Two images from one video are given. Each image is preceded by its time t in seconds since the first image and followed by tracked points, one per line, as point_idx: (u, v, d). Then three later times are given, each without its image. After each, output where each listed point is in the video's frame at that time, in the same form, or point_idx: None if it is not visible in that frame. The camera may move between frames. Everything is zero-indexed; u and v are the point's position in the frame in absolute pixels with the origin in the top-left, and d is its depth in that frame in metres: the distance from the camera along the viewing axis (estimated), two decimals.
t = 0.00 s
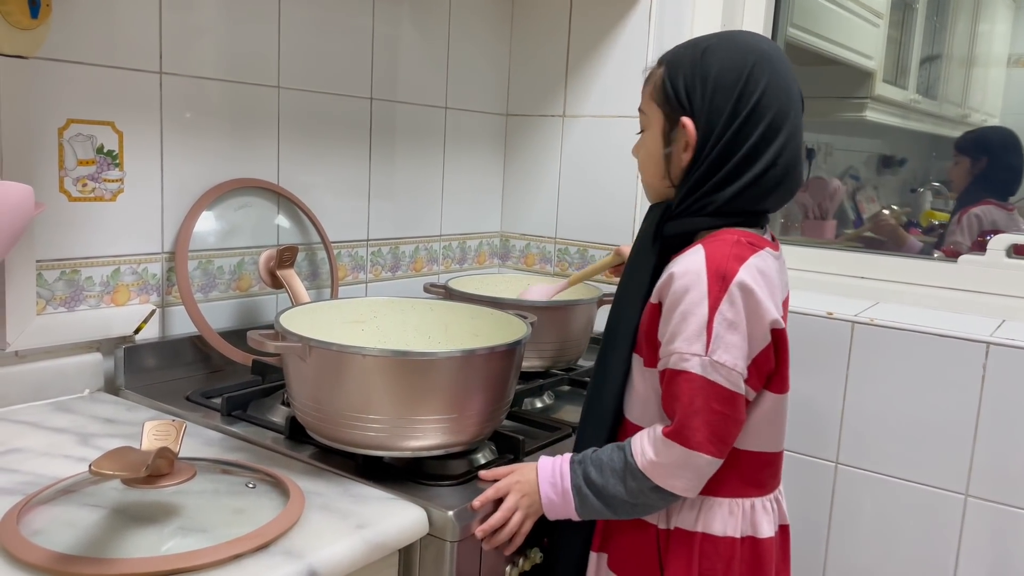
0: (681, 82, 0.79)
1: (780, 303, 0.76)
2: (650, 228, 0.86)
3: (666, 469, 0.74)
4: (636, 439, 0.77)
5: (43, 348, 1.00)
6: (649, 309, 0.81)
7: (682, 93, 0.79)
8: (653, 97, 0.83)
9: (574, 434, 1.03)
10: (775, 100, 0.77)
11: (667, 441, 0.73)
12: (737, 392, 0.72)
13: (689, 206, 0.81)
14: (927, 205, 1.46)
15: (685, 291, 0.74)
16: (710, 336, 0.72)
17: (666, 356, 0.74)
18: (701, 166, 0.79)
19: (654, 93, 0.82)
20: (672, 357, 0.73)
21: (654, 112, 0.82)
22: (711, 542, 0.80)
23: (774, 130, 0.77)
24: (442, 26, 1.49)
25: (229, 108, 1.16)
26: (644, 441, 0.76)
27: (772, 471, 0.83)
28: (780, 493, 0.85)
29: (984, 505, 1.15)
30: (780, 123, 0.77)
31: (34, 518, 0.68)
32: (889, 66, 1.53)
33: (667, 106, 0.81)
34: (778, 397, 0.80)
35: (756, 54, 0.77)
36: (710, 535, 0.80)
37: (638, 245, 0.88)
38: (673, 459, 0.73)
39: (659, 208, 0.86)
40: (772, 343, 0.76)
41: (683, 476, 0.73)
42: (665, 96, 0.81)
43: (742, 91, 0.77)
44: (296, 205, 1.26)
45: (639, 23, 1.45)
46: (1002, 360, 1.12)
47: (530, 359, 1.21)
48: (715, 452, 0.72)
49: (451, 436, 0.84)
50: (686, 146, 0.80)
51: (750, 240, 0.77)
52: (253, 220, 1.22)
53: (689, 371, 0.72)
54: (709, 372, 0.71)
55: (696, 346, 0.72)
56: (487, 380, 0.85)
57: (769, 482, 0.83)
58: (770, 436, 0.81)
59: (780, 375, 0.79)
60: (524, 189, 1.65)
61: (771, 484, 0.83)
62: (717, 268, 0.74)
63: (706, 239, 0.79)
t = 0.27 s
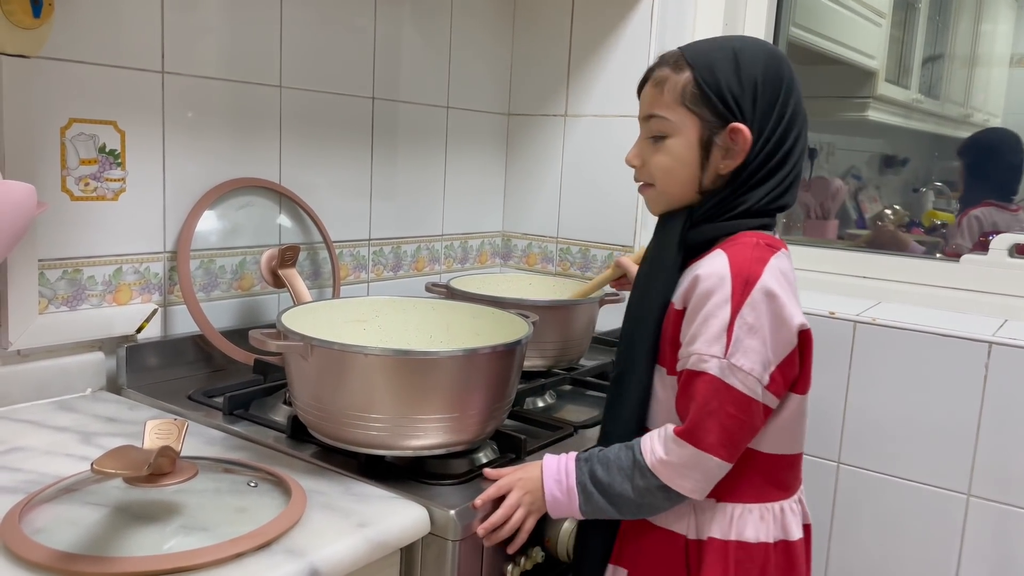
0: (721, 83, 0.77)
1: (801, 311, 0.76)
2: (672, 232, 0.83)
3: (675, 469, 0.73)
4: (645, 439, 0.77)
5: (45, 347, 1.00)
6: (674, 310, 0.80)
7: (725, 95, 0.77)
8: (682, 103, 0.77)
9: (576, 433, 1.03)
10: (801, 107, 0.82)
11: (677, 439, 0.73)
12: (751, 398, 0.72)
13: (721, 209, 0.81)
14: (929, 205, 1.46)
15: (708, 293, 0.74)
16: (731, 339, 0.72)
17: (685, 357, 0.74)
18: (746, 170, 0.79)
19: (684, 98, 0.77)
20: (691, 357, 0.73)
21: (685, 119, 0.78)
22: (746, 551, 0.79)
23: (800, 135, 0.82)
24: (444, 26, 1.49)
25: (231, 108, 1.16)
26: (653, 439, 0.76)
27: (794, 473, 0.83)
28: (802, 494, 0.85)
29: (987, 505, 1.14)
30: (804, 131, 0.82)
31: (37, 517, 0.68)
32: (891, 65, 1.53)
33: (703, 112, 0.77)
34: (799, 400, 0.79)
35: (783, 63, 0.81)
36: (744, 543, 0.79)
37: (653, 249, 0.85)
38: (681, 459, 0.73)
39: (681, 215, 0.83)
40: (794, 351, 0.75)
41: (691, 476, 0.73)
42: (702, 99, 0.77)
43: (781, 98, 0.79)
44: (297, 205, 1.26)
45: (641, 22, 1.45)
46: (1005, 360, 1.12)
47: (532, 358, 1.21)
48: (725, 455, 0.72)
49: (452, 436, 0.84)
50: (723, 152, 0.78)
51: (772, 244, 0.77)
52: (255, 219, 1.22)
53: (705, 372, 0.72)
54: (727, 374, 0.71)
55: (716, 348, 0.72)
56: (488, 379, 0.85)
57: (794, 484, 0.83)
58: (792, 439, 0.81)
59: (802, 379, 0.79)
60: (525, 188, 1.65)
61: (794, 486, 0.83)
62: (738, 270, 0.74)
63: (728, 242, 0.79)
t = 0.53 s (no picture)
0: (734, 90, 0.76)
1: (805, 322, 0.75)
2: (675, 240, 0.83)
3: (679, 487, 0.74)
4: (648, 455, 0.77)
5: (51, 346, 1.00)
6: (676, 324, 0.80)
7: (737, 102, 0.76)
8: (690, 106, 0.76)
9: (579, 432, 1.03)
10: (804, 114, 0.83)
11: (681, 459, 0.73)
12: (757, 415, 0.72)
13: (725, 216, 0.81)
14: (932, 205, 1.46)
15: (712, 310, 0.74)
16: (734, 356, 0.71)
17: (689, 374, 0.74)
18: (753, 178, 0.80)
19: (693, 102, 0.76)
20: (695, 375, 0.73)
21: (694, 123, 0.76)
22: (764, 564, 0.79)
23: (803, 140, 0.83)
24: (447, 26, 1.49)
25: (236, 108, 1.17)
26: (658, 457, 0.76)
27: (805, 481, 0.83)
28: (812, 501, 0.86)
29: (989, 505, 1.15)
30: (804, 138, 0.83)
31: (45, 514, 0.68)
32: (893, 66, 1.53)
33: (712, 117, 0.76)
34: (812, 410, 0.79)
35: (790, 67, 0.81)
36: (761, 556, 0.79)
37: (656, 255, 0.84)
38: (686, 477, 0.73)
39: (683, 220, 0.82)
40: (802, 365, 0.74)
41: (695, 493, 0.73)
42: (713, 104, 0.76)
43: (788, 105, 0.80)
44: (302, 205, 1.26)
45: (643, 22, 1.46)
46: (1006, 359, 1.12)
47: (535, 358, 1.21)
48: (729, 473, 0.72)
49: (455, 434, 0.85)
50: (729, 160, 0.78)
51: (774, 256, 0.77)
52: (259, 219, 1.22)
53: (709, 390, 0.72)
54: (730, 392, 0.71)
55: (719, 366, 0.71)
56: (491, 378, 0.85)
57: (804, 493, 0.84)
58: (804, 450, 0.81)
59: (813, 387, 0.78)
60: (528, 188, 1.65)
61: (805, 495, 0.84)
62: (740, 287, 0.74)
63: (730, 254, 0.79)
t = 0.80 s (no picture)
0: (705, 85, 0.72)
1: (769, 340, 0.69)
2: (643, 240, 0.80)
3: (613, 502, 0.66)
4: (578, 466, 0.68)
5: (52, 347, 1.01)
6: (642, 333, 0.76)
7: (708, 98, 0.73)
8: (658, 102, 0.73)
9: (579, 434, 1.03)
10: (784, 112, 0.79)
11: (618, 471, 0.66)
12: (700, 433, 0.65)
13: (692, 221, 0.77)
14: (933, 205, 1.46)
15: (668, 316, 0.68)
16: (682, 366, 0.66)
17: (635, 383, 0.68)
18: (725, 180, 0.76)
19: (661, 97, 0.73)
20: (640, 383, 0.67)
21: (661, 120, 0.73)
22: None
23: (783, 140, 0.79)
24: (448, 27, 1.49)
25: (236, 110, 1.17)
26: (591, 469, 0.67)
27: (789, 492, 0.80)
28: (799, 511, 0.83)
29: (990, 506, 1.15)
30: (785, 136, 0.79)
31: (45, 516, 0.68)
32: (895, 67, 1.53)
33: (681, 114, 0.73)
34: (785, 423, 0.75)
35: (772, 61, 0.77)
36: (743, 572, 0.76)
37: (626, 255, 0.81)
38: (619, 492, 0.65)
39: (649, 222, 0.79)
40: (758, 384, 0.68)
41: (627, 510, 0.66)
42: (682, 101, 0.72)
43: (766, 102, 0.76)
44: (303, 206, 1.26)
45: (645, 23, 1.46)
46: (1007, 361, 1.12)
47: (535, 359, 1.21)
48: (666, 494, 0.65)
49: (456, 436, 0.85)
50: (699, 161, 0.75)
51: (746, 263, 0.72)
52: (261, 220, 1.22)
53: (654, 400, 0.66)
54: (672, 403, 0.65)
55: (665, 373, 0.66)
56: (492, 379, 0.85)
57: (789, 504, 0.80)
58: (786, 461, 0.78)
59: (776, 404, 0.73)
60: (529, 189, 1.65)
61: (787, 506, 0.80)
62: (699, 292, 0.68)
63: (694, 262, 0.74)
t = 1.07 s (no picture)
0: (674, 80, 0.74)
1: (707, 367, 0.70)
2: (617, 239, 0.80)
3: (502, 491, 0.65)
4: (466, 460, 0.68)
5: (57, 347, 1.01)
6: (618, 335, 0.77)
7: (676, 93, 0.74)
8: (625, 95, 0.75)
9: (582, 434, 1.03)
10: (763, 118, 0.78)
11: (516, 458, 0.66)
12: (614, 449, 0.66)
13: (666, 224, 0.78)
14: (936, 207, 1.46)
15: (620, 324, 0.69)
16: (614, 375, 0.66)
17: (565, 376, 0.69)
18: (695, 181, 0.76)
19: (627, 91, 0.75)
20: (566, 377, 0.68)
21: (626, 114, 0.75)
22: None
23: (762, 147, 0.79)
24: (452, 28, 1.50)
25: (240, 110, 1.17)
26: (481, 457, 0.67)
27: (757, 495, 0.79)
28: (780, 513, 0.81)
29: (993, 507, 1.15)
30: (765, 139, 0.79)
31: (51, 515, 0.69)
32: (898, 67, 1.53)
33: (646, 109, 0.74)
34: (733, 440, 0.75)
35: (752, 63, 0.78)
36: None
37: (602, 251, 0.82)
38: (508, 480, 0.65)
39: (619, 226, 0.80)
40: (676, 410, 0.69)
41: (512, 502, 0.65)
42: (648, 94, 0.74)
43: (741, 101, 0.76)
44: (307, 206, 1.27)
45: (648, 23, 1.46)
46: (1011, 361, 1.12)
47: (539, 359, 1.21)
48: (558, 498, 0.65)
49: (458, 436, 0.85)
50: (664, 159, 0.75)
51: (704, 287, 0.71)
52: (265, 221, 1.23)
53: (577, 400, 0.66)
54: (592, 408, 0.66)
55: (593, 377, 0.66)
56: (495, 380, 0.85)
57: (763, 508, 0.80)
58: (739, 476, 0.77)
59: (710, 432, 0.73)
60: (532, 189, 1.65)
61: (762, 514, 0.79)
62: (646, 306, 0.69)
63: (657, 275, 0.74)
